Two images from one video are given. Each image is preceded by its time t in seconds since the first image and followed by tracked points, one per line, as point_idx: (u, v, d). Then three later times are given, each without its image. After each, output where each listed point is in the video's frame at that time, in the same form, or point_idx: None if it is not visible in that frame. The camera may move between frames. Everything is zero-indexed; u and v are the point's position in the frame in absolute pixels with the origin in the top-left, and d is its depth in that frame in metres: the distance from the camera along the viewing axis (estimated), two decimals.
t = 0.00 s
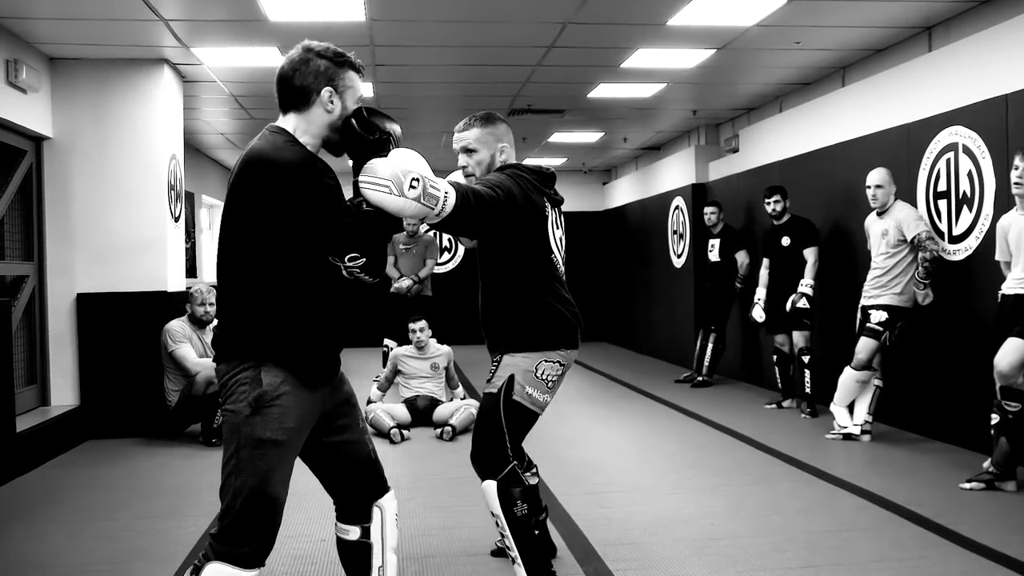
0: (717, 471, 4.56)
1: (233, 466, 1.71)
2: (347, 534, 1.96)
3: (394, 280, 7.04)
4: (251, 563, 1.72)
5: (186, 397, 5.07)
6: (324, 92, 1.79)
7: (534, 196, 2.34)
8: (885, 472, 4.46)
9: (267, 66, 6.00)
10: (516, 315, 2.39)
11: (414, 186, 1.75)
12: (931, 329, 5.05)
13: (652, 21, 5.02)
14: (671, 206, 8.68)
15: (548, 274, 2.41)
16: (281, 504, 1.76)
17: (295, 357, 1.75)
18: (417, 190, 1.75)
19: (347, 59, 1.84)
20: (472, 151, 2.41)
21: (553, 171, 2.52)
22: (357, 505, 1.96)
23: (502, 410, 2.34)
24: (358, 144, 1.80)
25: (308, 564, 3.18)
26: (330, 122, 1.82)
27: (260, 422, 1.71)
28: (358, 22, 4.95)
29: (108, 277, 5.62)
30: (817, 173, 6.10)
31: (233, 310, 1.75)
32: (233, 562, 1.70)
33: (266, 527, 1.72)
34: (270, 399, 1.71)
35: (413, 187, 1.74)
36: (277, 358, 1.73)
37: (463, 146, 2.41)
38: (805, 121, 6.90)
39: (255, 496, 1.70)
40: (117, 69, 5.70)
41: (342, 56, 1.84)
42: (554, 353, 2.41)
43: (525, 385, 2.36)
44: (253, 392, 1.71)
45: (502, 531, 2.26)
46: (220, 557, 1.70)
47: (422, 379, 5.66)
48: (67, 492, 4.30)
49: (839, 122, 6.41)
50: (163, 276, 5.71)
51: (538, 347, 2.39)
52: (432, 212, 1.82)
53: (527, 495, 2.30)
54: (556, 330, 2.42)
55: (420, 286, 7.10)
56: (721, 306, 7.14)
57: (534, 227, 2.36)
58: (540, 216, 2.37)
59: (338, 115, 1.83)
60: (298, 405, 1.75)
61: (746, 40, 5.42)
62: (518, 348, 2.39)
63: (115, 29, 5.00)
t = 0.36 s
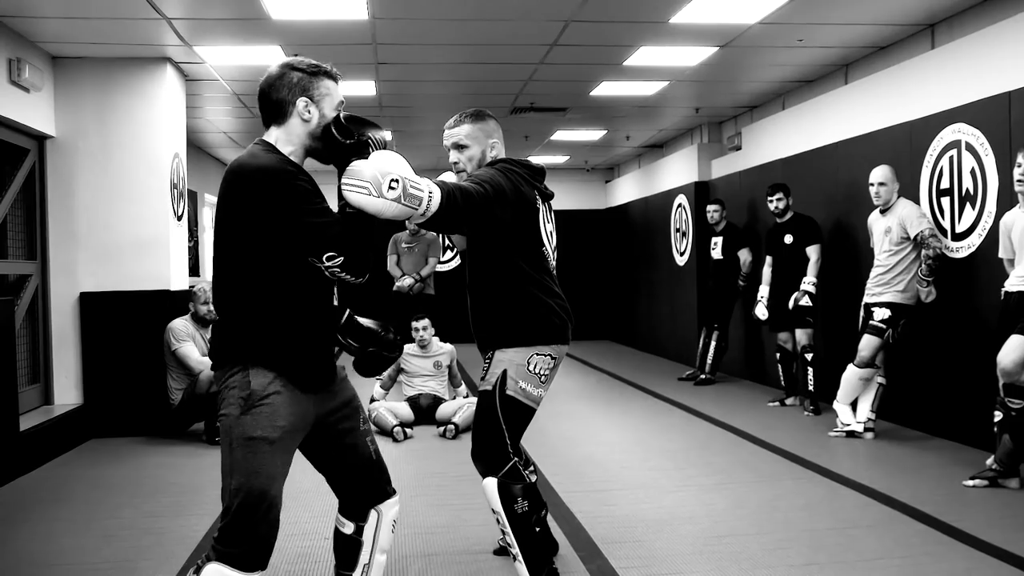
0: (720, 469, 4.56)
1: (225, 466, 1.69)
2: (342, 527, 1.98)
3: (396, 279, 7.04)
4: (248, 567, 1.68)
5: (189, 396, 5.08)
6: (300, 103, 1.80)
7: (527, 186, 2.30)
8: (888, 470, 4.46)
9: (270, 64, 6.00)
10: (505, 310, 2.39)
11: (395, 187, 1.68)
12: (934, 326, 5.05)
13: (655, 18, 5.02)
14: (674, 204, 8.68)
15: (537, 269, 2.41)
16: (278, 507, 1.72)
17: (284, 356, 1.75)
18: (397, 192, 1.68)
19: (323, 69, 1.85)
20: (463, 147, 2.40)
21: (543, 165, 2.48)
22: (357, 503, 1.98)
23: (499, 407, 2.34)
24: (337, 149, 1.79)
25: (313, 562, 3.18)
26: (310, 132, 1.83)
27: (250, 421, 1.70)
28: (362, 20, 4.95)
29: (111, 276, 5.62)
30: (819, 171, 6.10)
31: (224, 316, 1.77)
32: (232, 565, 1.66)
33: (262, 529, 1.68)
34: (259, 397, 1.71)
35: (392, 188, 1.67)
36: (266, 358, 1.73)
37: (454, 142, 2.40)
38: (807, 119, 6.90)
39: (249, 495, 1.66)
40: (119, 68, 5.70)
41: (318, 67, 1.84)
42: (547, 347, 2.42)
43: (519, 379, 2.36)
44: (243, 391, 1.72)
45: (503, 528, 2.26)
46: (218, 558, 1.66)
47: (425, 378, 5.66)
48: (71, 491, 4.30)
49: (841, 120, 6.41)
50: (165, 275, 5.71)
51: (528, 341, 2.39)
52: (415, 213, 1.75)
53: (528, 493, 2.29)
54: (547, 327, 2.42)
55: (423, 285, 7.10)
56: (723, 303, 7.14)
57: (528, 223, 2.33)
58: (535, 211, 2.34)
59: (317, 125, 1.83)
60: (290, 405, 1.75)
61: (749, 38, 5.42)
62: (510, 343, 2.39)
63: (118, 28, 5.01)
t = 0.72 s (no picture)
0: (721, 467, 4.56)
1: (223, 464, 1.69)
2: (331, 524, 1.98)
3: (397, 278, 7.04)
4: (249, 563, 1.69)
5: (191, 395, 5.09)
6: (295, 106, 1.80)
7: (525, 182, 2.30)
8: (889, 467, 4.45)
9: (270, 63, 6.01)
10: (505, 308, 2.38)
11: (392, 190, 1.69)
12: (935, 324, 5.05)
13: (655, 17, 5.02)
14: (675, 202, 8.68)
15: (537, 267, 2.40)
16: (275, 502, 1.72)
17: (278, 354, 1.75)
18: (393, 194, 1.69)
19: (318, 74, 1.86)
20: (464, 145, 2.40)
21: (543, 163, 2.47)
22: (345, 500, 1.98)
23: (500, 404, 2.35)
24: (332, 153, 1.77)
25: (314, 561, 3.18)
26: (305, 136, 1.83)
27: (246, 418, 1.70)
28: (362, 19, 4.96)
29: (111, 274, 5.63)
30: (820, 169, 6.10)
31: (214, 319, 1.77)
32: (232, 562, 1.66)
33: (262, 525, 1.68)
34: (254, 395, 1.71)
35: (388, 192, 1.68)
36: (260, 357, 1.74)
37: (455, 140, 2.40)
38: (807, 117, 6.89)
39: (247, 491, 1.66)
40: (120, 68, 5.71)
41: (311, 71, 1.85)
42: (546, 343, 2.42)
43: (519, 375, 2.36)
44: (238, 388, 1.72)
45: (506, 524, 2.28)
46: (219, 555, 1.66)
47: (426, 377, 5.67)
48: (73, 490, 4.30)
49: (842, 117, 6.40)
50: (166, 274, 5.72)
51: (525, 338, 2.39)
52: (410, 214, 1.76)
53: (532, 489, 2.31)
54: (546, 323, 2.40)
55: (423, 284, 7.11)
56: (724, 302, 7.14)
57: (525, 220, 2.32)
58: (532, 209, 2.33)
59: (313, 128, 1.83)
60: (284, 402, 1.75)
61: (750, 36, 5.42)
62: (509, 340, 2.39)
63: (118, 28, 5.01)
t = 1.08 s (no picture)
0: (723, 465, 4.56)
1: (228, 462, 1.70)
2: (331, 519, 1.98)
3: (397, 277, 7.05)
4: (255, 560, 1.69)
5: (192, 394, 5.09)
6: (304, 105, 1.80)
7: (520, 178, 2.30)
8: (891, 465, 4.45)
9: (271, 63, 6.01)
10: (503, 305, 2.38)
11: (400, 193, 1.70)
12: (936, 321, 5.05)
13: (654, 14, 5.02)
14: (675, 200, 8.67)
15: (535, 265, 2.40)
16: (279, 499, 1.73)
17: (282, 353, 1.75)
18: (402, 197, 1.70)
19: (328, 72, 1.84)
20: (458, 143, 2.40)
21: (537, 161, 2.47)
22: (346, 496, 1.98)
23: (489, 396, 2.36)
24: (345, 154, 1.78)
25: (315, 559, 3.18)
26: (312, 136, 1.82)
27: (250, 416, 1.71)
28: (362, 18, 4.96)
29: (111, 274, 5.63)
30: (820, 167, 6.10)
31: (217, 318, 1.77)
32: (238, 559, 1.67)
33: (268, 522, 1.69)
34: (259, 394, 1.72)
35: (396, 195, 1.69)
36: (264, 356, 1.74)
37: (450, 137, 2.40)
38: (807, 114, 6.89)
39: (252, 489, 1.67)
40: (119, 67, 5.70)
41: (322, 68, 1.84)
42: (543, 341, 2.42)
43: (514, 373, 2.37)
44: (242, 387, 1.72)
45: (489, 514, 2.33)
46: (225, 552, 1.66)
47: (427, 375, 5.67)
48: (74, 489, 4.30)
49: (842, 114, 6.40)
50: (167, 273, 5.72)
51: (523, 336, 2.40)
52: (417, 216, 1.77)
53: (515, 480, 2.34)
54: (544, 322, 2.41)
55: (424, 283, 7.12)
56: (724, 300, 7.14)
57: (521, 217, 2.33)
58: (527, 206, 2.34)
59: (321, 127, 1.83)
60: (287, 400, 1.76)
61: (750, 33, 5.41)
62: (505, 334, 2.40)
63: (118, 28, 5.01)
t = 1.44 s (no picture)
0: (724, 463, 4.56)
1: (241, 466, 1.68)
2: (330, 519, 1.98)
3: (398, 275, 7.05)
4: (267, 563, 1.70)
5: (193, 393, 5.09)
6: (323, 109, 1.80)
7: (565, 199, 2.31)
8: (892, 463, 4.45)
9: (272, 61, 6.01)
10: (507, 321, 2.23)
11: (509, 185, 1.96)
12: (937, 319, 5.04)
13: (654, 13, 5.02)
14: (676, 198, 8.66)
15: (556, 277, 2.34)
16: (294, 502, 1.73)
17: (299, 355, 1.76)
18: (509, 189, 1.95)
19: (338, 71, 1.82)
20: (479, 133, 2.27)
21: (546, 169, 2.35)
22: (344, 493, 1.98)
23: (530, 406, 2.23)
24: (354, 168, 1.71)
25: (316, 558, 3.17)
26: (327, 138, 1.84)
27: (268, 419, 1.71)
28: (362, 17, 4.96)
29: (112, 273, 5.63)
30: (820, 165, 6.10)
31: (226, 318, 1.76)
32: (250, 562, 1.67)
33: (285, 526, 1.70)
34: (278, 397, 1.72)
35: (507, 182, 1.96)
36: (281, 358, 1.74)
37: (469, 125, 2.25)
38: (808, 112, 6.88)
39: (271, 493, 1.67)
40: (119, 66, 5.70)
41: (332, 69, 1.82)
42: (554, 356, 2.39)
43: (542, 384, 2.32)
44: (260, 390, 1.72)
45: (503, 535, 2.10)
46: (238, 554, 1.66)
47: (427, 374, 5.66)
48: (75, 489, 4.30)
49: (843, 112, 6.40)
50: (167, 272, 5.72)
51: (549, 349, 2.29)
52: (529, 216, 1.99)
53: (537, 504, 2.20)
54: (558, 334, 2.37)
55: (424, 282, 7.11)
56: (725, 298, 7.13)
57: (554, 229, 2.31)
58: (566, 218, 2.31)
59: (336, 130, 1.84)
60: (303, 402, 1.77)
61: (750, 31, 5.41)
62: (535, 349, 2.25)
63: (118, 26, 5.01)
